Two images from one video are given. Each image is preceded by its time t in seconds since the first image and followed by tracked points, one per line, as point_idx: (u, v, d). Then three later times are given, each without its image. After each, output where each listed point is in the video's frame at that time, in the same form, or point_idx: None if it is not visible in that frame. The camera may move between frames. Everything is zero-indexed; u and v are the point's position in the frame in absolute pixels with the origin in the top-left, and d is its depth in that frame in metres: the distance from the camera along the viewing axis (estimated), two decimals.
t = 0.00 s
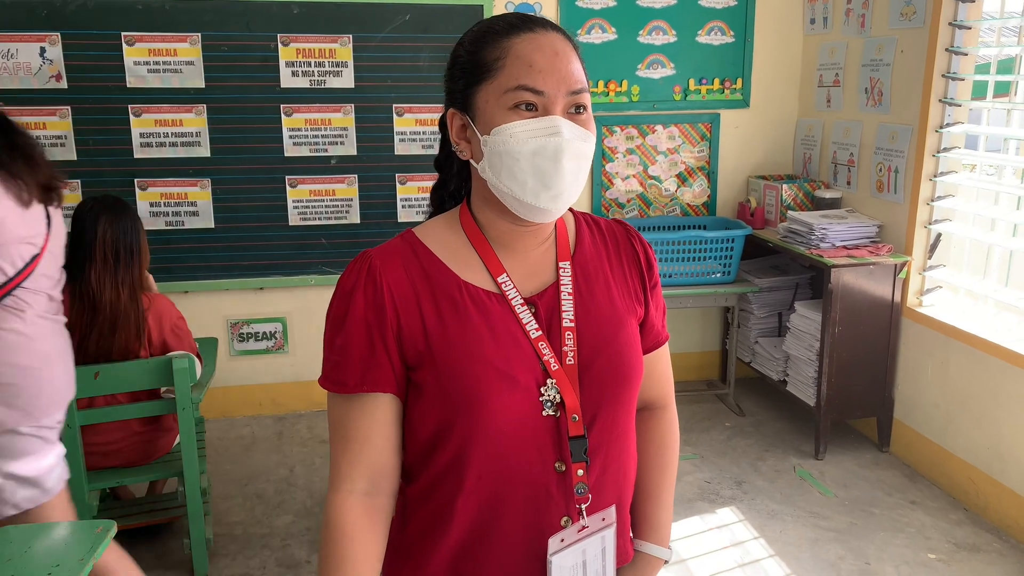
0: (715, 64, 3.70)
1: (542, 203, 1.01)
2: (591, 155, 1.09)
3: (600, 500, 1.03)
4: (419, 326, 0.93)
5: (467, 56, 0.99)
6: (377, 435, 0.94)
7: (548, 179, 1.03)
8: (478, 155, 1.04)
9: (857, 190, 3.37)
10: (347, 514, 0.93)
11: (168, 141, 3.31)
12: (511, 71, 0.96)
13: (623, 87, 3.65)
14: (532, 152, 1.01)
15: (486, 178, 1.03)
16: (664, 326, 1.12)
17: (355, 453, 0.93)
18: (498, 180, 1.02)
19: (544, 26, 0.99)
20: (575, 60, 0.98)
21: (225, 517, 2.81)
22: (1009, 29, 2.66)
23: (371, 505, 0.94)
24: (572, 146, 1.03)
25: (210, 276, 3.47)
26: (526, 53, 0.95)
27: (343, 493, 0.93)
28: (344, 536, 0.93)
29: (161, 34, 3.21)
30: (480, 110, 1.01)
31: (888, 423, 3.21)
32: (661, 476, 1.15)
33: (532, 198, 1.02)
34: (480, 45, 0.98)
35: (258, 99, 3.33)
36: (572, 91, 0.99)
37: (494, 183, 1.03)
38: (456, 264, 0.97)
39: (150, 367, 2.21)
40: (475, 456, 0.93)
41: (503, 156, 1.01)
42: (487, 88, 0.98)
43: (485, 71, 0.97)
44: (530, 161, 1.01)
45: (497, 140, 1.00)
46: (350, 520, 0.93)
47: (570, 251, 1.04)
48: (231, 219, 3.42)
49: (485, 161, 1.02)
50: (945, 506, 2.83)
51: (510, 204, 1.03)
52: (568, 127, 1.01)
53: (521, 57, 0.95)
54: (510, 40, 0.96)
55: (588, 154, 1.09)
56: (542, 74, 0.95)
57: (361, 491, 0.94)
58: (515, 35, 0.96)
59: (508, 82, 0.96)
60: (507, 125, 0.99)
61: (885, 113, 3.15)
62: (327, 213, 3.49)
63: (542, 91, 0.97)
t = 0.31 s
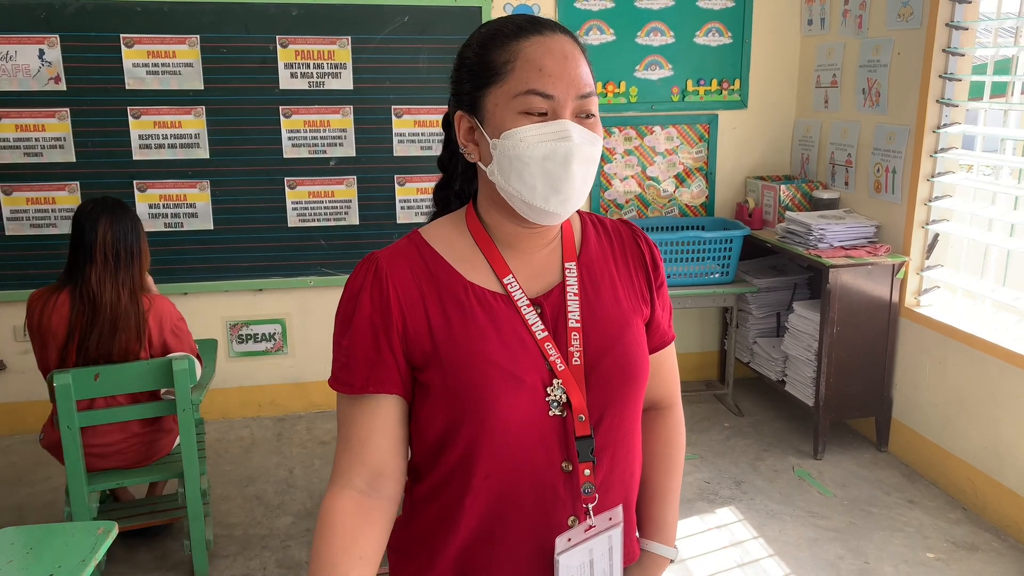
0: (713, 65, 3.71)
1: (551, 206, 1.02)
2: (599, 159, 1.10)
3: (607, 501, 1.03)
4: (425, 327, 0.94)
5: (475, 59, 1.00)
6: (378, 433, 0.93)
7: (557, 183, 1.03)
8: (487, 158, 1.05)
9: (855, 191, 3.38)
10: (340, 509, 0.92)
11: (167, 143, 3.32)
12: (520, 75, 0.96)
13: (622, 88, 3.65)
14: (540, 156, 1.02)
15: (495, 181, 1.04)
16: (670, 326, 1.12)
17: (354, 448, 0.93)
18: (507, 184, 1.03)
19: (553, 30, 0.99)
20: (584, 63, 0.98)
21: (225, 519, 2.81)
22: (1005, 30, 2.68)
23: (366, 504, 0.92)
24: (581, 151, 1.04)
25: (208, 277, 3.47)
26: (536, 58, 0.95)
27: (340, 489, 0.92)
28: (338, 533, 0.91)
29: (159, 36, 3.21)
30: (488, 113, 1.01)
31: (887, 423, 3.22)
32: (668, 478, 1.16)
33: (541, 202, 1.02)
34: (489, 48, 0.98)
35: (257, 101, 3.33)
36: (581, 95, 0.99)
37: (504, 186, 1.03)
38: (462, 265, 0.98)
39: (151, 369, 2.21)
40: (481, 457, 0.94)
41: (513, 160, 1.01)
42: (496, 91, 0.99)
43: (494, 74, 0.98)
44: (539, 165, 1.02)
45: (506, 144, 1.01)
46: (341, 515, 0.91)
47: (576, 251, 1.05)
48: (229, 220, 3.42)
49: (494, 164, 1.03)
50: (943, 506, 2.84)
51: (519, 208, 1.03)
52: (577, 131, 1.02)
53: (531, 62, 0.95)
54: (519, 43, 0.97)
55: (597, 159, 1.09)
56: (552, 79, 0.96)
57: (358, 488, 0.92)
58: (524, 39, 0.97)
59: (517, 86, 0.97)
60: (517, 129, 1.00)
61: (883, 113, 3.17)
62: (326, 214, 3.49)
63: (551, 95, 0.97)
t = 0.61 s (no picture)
0: (711, 67, 3.71)
1: (564, 212, 1.02)
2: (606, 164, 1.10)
3: (608, 501, 1.04)
4: (429, 324, 0.94)
5: (490, 61, 0.99)
6: (362, 421, 0.94)
7: (569, 189, 1.03)
8: (498, 161, 1.04)
9: (852, 192, 3.39)
10: (318, 491, 0.93)
11: (165, 145, 3.32)
12: (538, 80, 0.96)
13: (620, 89, 3.66)
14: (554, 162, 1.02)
15: (507, 185, 1.03)
16: (674, 328, 1.13)
17: (337, 431, 0.94)
18: (520, 188, 1.02)
19: (568, 33, 1.00)
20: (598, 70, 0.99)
21: (224, 520, 2.81)
22: (1003, 31, 2.68)
23: (343, 488, 0.94)
24: (592, 157, 1.04)
25: (206, 279, 3.47)
26: (554, 63, 0.96)
27: (318, 469, 0.93)
28: (310, 507, 0.92)
29: (157, 38, 3.21)
30: (501, 115, 1.01)
31: (885, 424, 3.23)
32: (671, 479, 1.16)
33: (555, 207, 1.02)
34: (505, 50, 0.98)
35: (255, 102, 3.33)
36: (596, 101, 1.00)
37: (516, 190, 1.03)
38: (466, 263, 0.98)
39: (151, 371, 2.21)
40: (484, 456, 0.94)
41: (527, 165, 1.01)
42: (512, 94, 0.98)
43: (510, 77, 0.98)
44: (553, 171, 1.02)
45: (521, 148, 1.01)
46: (318, 498, 0.92)
47: (581, 252, 1.06)
48: (228, 222, 3.42)
49: (507, 168, 1.03)
50: (941, 506, 2.84)
51: (531, 212, 1.03)
52: (590, 137, 1.02)
53: (549, 67, 0.96)
54: (536, 47, 0.97)
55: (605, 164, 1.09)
56: (569, 84, 0.96)
57: (337, 470, 0.94)
58: (541, 43, 0.97)
59: (534, 90, 0.97)
60: (532, 134, 1.00)
61: (880, 114, 3.17)
62: (324, 216, 3.49)
63: (567, 100, 0.97)
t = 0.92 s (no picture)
0: (708, 68, 3.72)
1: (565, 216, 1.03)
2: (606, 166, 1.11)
3: (608, 502, 1.04)
4: (429, 324, 0.95)
5: (493, 64, 1.00)
6: (358, 420, 0.94)
7: (570, 193, 1.04)
8: (500, 164, 1.05)
9: (849, 192, 3.40)
10: (309, 487, 0.93)
11: (163, 146, 3.32)
12: (540, 84, 0.97)
13: (617, 90, 3.66)
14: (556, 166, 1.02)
15: (509, 188, 1.04)
16: (674, 329, 1.13)
17: (333, 429, 0.94)
18: (522, 191, 1.03)
19: (570, 36, 1.00)
20: (601, 73, 0.99)
21: (222, 521, 2.81)
22: (999, 32, 2.69)
23: (334, 485, 0.95)
24: (592, 160, 1.05)
25: (204, 280, 3.47)
26: (557, 67, 0.96)
27: (311, 465, 0.94)
28: (300, 501, 0.93)
29: (155, 39, 3.21)
30: (504, 118, 1.01)
31: (882, 424, 3.23)
32: (669, 478, 1.17)
33: (556, 210, 1.03)
34: (508, 53, 0.98)
35: (253, 104, 3.34)
36: (598, 105, 1.00)
37: (518, 193, 1.03)
38: (467, 265, 0.99)
39: (149, 372, 2.21)
40: (484, 457, 0.94)
41: (530, 168, 1.02)
42: (514, 97, 0.99)
43: (512, 80, 0.98)
44: (555, 175, 1.02)
45: (523, 152, 1.01)
46: (308, 494, 0.93)
47: (581, 253, 1.06)
48: (225, 222, 3.42)
49: (509, 171, 1.03)
50: (938, 506, 2.85)
51: (533, 215, 1.04)
52: (591, 140, 1.03)
53: (552, 71, 0.96)
54: (540, 51, 0.97)
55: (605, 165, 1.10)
56: (572, 89, 0.97)
57: (330, 467, 0.94)
58: (544, 47, 0.97)
59: (537, 94, 0.97)
60: (534, 138, 1.00)
61: (877, 115, 3.18)
62: (321, 216, 3.49)
63: (570, 105, 0.98)
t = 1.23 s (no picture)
0: (707, 66, 3.72)
1: (548, 211, 1.02)
2: (602, 163, 1.09)
3: (601, 500, 1.04)
4: (420, 314, 0.95)
5: (479, 61, 1.00)
6: (324, 392, 0.93)
7: (556, 189, 1.03)
8: (488, 160, 1.06)
9: (848, 191, 3.40)
10: (260, 446, 0.89)
11: (161, 143, 3.31)
12: (519, 79, 0.97)
13: (616, 88, 3.66)
14: (538, 162, 1.02)
15: (495, 184, 1.05)
16: (677, 330, 1.12)
17: (300, 397, 0.93)
18: (506, 187, 1.04)
19: (557, 31, 0.99)
20: (587, 67, 0.98)
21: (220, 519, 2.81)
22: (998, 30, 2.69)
23: (284, 452, 0.90)
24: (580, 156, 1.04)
25: (202, 278, 3.46)
26: (536, 62, 0.96)
27: (267, 428, 0.91)
28: (244, 456, 0.88)
29: (153, 36, 3.20)
30: (489, 115, 1.02)
31: (881, 422, 3.23)
32: (671, 478, 1.16)
33: (538, 206, 1.03)
34: (492, 51, 0.99)
35: (251, 101, 3.33)
36: (582, 99, 0.99)
37: (503, 189, 1.04)
38: (465, 261, 0.99)
39: (148, 370, 2.21)
40: (474, 452, 0.94)
41: (511, 165, 1.02)
42: (496, 94, 0.99)
43: (495, 76, 0.98)
44: (536, 170, 1.02)
45: (504, 148, 1.02)
46: (256, 451, 0.89)
47: (580, 251, 1.06)
48: (224, 220, 3.42)
49: (494, 167, 1.04)
50: (937, 505, 2.85)
51: (517, 211, 1.04)
52: (576, 136, 1.01)
53: (531, 66, 0.96)
54: (522, 47, 0.97)
55: (600, 161, 1.08)
56: (550, 83, 0.96)
57: (286, 435, 0.91)
58: (526, 42, 0.97)
59: (517, 90, 0.97)
60: (515, 134, 1.00)
61: (876, 114, 3.18)
62: (320, 214, 3.49)
63: (550, 100, 0.97)
